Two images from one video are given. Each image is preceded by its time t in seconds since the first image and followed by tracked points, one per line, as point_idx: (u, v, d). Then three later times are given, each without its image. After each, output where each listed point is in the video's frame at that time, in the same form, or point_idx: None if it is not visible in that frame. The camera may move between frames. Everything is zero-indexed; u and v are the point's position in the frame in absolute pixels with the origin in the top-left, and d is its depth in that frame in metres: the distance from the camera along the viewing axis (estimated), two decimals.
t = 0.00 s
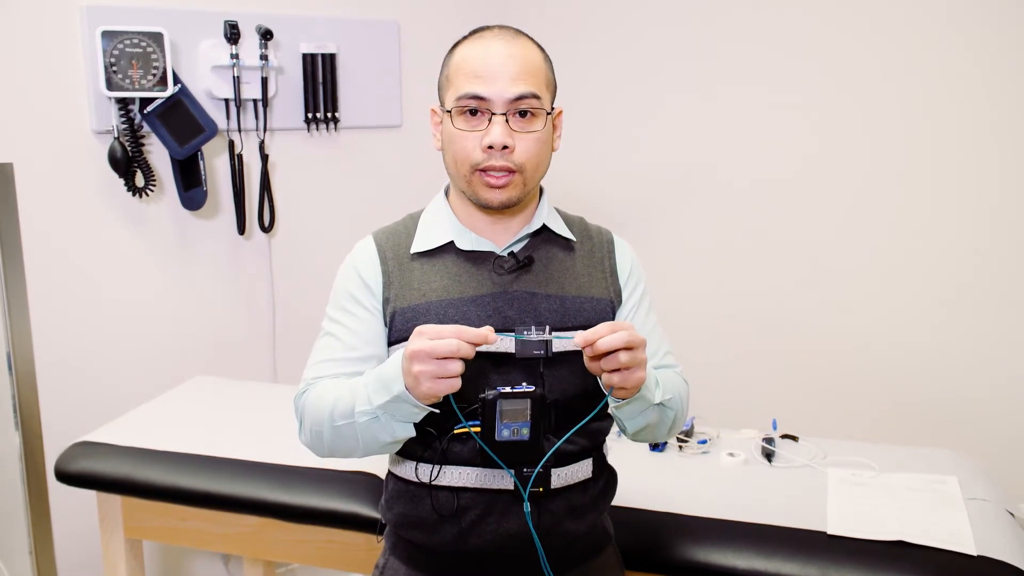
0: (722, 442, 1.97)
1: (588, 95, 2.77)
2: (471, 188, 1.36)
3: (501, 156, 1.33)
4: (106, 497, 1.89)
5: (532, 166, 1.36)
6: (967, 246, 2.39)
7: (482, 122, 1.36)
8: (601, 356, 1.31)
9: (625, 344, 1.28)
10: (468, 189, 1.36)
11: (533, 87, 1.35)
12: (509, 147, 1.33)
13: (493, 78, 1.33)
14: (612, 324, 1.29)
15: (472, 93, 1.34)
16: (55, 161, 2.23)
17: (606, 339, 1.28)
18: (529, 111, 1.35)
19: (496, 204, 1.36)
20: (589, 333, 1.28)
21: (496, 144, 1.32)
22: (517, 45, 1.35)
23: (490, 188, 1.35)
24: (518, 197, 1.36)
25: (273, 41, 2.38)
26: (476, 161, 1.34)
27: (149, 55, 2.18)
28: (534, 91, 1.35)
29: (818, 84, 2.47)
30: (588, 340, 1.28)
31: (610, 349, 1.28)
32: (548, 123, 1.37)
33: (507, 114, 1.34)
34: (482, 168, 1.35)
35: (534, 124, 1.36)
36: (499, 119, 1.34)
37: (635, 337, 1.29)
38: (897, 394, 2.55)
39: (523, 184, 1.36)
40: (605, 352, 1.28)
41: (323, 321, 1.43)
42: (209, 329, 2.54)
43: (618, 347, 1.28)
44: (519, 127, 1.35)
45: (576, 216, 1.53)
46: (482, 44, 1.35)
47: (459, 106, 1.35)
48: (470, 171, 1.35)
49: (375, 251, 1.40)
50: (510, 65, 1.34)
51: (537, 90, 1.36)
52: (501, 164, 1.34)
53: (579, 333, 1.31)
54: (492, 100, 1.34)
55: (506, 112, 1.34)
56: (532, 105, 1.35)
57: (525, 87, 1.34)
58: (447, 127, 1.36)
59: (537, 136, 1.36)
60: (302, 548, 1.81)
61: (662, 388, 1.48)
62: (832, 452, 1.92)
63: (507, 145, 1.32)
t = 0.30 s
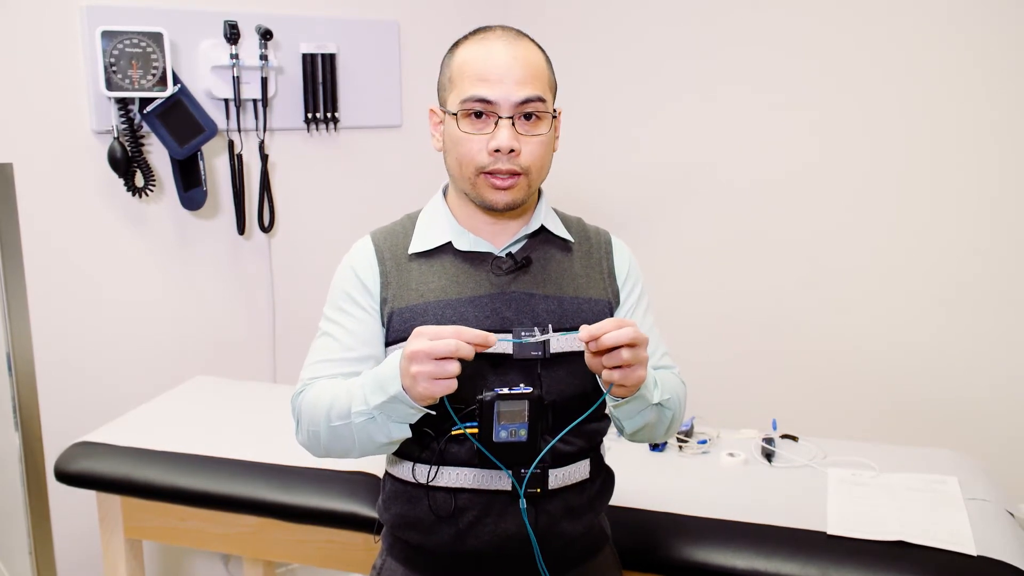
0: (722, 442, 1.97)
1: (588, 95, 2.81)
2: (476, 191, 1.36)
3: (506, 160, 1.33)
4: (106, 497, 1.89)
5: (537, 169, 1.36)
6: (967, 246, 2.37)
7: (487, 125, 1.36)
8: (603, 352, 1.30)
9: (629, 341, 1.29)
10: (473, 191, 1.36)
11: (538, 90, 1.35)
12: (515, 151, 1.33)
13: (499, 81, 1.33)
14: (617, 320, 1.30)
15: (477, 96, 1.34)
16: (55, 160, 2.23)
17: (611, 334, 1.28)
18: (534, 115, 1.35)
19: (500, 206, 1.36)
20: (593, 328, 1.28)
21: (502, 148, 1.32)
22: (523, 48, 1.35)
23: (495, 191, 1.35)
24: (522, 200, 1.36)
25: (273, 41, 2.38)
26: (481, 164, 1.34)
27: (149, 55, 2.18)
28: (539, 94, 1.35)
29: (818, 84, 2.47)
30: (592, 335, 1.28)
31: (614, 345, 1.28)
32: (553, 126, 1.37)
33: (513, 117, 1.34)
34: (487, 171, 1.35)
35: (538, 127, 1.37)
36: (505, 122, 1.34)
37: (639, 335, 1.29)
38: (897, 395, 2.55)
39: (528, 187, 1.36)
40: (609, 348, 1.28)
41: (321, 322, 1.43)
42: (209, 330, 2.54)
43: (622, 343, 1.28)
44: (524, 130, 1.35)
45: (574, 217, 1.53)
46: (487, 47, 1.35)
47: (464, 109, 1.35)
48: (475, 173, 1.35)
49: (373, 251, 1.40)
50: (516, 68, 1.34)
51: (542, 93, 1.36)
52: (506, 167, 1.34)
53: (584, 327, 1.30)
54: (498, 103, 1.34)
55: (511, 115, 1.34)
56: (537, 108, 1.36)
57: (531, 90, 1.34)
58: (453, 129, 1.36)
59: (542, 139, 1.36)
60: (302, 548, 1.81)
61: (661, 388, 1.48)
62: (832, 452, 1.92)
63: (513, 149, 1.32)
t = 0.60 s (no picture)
0: (722, 442, 1.97)
1: (588, 95, 2.81)
2: (494, 192, 1.36)
3: (527, 161, 1.33)
4: (106, 497, 1.89)
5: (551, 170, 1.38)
6: (968, 246, 2.37)
7: (505, 126, 1.35)
8: (604, 351, 1.30)
9: (631, 340, 1.29)
10: (491, 192, 1.36)
11: (555, 93, 1.37)
12: (536, 152, 1.33)
13: (520, 82, 1.33)
14: (618, 319, 1.30)
15: (497, 97, 1.34)
16: (55, 160, 2.23)
17: (613, 333, 1.28)
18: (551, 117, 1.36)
19: (517, 207, 1.36)
20: (595, 326, 1.28)
21: (525, 149, 1.32)
22: (539, 50, 1.36)
23: (514, 192, 1.35)
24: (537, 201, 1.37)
25: (273, 41, 2.38)
26: (501, 165, 1.34)
27: (149, 55, 2.18)
28: (555, 97, 1.37)
29: (818, 84, 2.47)
30: (593, 333, 1.28)
31: (616, 343, 1.28)
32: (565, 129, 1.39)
33: (533, 119, 1.34)
34: (506, 172, 1.35)
35: (554, 129, 1.38)
36: (526, 124, 1.34)
37: (640, 333, 1.30)
38: (897, 395, 2.55)
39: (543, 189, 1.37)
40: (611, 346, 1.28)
41: (319, 325, 1.43)
42: (209, 330, 2.54)
43: (623, 342, 1.28)
44: (542, 131, 1.36)
45: (572, 217, 1.53)
46: (505, 47, 1.35)
47: (484, 109, 1.35)
48: (494, 174, 1.35)
49: (371, 253, 1.40)
50: (536, 69, 1.34)
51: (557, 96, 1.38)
52: (526, 169, 1.34)
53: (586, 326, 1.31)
54: (519, 104, 1.34)
55: (531, 117, 1.34)
56: (552, 111, 1.37)
57: (549, 93, 1.35)
58: (470, 129, 1.35)
59: (557, 141, 1.37)
60: (301, 548, 1.81)
61: (661, 388, 1.48)
62: (832, 452, 1.92)
63: (535, 151, 1.33)
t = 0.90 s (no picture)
0: (722, 442, 1.97)
1: (588, 95, 2.81)
2: (491, 196, 1.37)
3: (525, 166, 1.34)
4: (106, 497, 1.89)
5: (549, 174, 1.38)
6: (967, 246, 2.36)
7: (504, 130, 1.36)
8: (608, 357, 1.31)
9: (634, 345, 1.29)
10: (488, 197, 1.37)
11: (555, 97, 1.37)
12: (534, 158, 1.34)
13: (519, 87, 1.33)
14: (621, 325, 1.30)
15: (497, 102, 1.33)
16: (55, 160, 2.23)
17: (616, 340, 1.28)
18: (550, 121, 1.36)
19: (513, 212, 1.38)
20: (598, 334, 1.28)
21: (522, 155, 1.33)
22: (539, 53, 1.36)
23: (511, 197, 1.37)
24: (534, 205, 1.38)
25: (273, 41, 2.38)
26: (499, 170, 1.35)
27: (149, 55, 2.18)
28: (555, 101, 1.36)
29: (818, 84, 2.47)
30: (596, 341, 1.28)
31: (618, 350, 1.28)
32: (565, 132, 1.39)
33: (532, 124, 1.34)
34: (504, 177, 1.35)
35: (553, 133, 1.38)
36: (525, 129, 1.34)
37: (643, 339, 1.29)
38: (897, 395, 2.55)
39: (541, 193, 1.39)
40: (614, 353, 1.29)
41: (318, 326, 1.42)
42: (209, 330, 2.54)
43: (626, 349, 1.29)
44: (541, 136, 1.36)
45: (571, 217, 1.53)
46: (505, 51, 1.34)
47: (483, 114, 1.34)
48: (491, 179, 1.36)
49: (371, 254, 1.40)
50: (536, 74, 1.34)
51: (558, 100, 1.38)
52: (523, 174, 1.35)
53: (588, 333, 1.30)
54: (518, 110, 1.33)
55: (531, 122, 1.34)
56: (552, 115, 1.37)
57: (549, 98, 1.35)
58: (469, 133, 1.36)
59: (556, 146, 1.37)
60: (302, 548, 1.81)
61: (663, 389, 1.48)
62: (832, 452, 1.92)
63: (533, 157, 1.33)
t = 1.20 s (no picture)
0: (722, 442, 1.97)
1: (588, 95, 2.81)
2: (485, 202, 1.37)
3: (519, 173, 1.35)
4: (106, 498, 1.89)
5: (545, 180, 1.39)
6: (967, 246, 2.36)
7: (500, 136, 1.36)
8: (605, 359, 1.31)
9: (631, 348, 1.29)
10: (482, 203, 1.38)
11: (552, 105, 1.37)
12: (528, 165, 1.34)
13: (515, 95, 1.33)
14: (618, 327, 1.30)
15: (493, 109, 1.34)
16: (55, 161, 2.23)
17: (613, 342, 1.28)
18: (546, 128, 1.36)
19: (508, 218, 1.38)
20: (595, 335, 1.29)
21: (516, 163, 1.33)
22: (537, 60, 1.35)
23: (505, 204, 1.37)
24: (529, 211, 1.39)
25: (273, 42, 2.38)
26: (493, 176, 1.35)
27: (149, 55, 2.18)
28: (552, 108, 1.36)
29: (818, 84, 2.47)
30: (594, 342, 1.28)
31: (616, 352, 1.28)
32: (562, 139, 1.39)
33: (527, 132, 1.35)
34: (498, 184, 1.36)
35: (551, 140, 1.38)
36: (520, 136, 1.34)
37: (641, 342, 1.29)
38: (897, 395, 2.55)
39: (535, 200, 1.39)
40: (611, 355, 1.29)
41: (318, 327, 1.42)
42: (209, 330, 2.54)
43: (623, 350, 1.29)
44: (537, 143, 1.36)
45: (570, 218, 1.54)
46: (502, 58, 1.34)
47: (479, 120, 1.35)
48: (486, 185, 1.36)
49: (369, 255, 1.40)
50: (534, 81, 1.34)
51: (556, 107, 1.38)
52: (518, 181, 1.35)
53: (586, 334, 1.31)
54: (513, 118, 1.34)
55: (527, 129, 1.35)
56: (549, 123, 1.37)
57: (545, 106, 1.35)
58: (464, 139, 1.36)
59: (552, 153, 1.38)
60: (301, 549, 1.81)
61: (662, 391, 1.48)
62: (832, 453, 1.92)
63: (527, 164, 1.34)
